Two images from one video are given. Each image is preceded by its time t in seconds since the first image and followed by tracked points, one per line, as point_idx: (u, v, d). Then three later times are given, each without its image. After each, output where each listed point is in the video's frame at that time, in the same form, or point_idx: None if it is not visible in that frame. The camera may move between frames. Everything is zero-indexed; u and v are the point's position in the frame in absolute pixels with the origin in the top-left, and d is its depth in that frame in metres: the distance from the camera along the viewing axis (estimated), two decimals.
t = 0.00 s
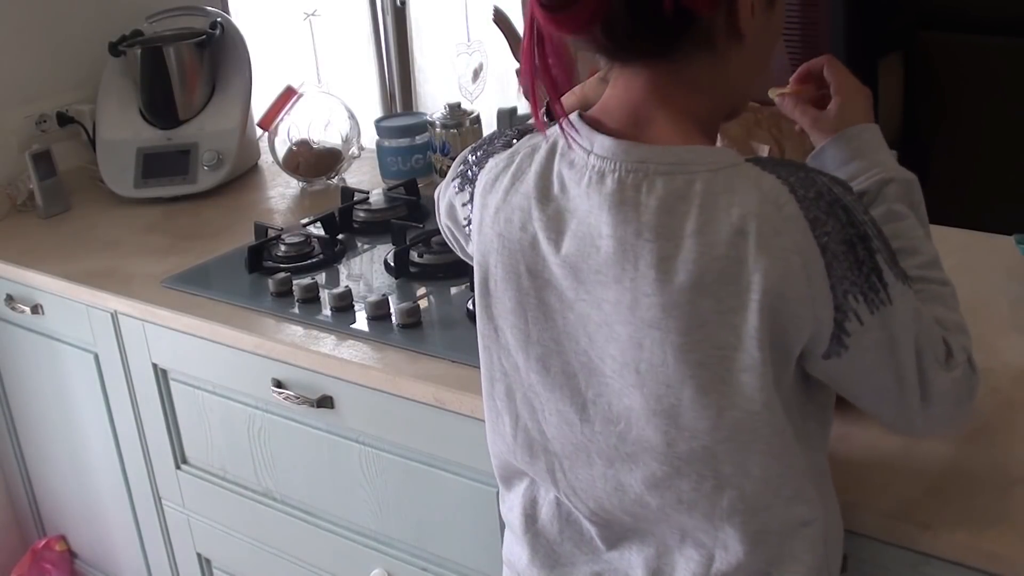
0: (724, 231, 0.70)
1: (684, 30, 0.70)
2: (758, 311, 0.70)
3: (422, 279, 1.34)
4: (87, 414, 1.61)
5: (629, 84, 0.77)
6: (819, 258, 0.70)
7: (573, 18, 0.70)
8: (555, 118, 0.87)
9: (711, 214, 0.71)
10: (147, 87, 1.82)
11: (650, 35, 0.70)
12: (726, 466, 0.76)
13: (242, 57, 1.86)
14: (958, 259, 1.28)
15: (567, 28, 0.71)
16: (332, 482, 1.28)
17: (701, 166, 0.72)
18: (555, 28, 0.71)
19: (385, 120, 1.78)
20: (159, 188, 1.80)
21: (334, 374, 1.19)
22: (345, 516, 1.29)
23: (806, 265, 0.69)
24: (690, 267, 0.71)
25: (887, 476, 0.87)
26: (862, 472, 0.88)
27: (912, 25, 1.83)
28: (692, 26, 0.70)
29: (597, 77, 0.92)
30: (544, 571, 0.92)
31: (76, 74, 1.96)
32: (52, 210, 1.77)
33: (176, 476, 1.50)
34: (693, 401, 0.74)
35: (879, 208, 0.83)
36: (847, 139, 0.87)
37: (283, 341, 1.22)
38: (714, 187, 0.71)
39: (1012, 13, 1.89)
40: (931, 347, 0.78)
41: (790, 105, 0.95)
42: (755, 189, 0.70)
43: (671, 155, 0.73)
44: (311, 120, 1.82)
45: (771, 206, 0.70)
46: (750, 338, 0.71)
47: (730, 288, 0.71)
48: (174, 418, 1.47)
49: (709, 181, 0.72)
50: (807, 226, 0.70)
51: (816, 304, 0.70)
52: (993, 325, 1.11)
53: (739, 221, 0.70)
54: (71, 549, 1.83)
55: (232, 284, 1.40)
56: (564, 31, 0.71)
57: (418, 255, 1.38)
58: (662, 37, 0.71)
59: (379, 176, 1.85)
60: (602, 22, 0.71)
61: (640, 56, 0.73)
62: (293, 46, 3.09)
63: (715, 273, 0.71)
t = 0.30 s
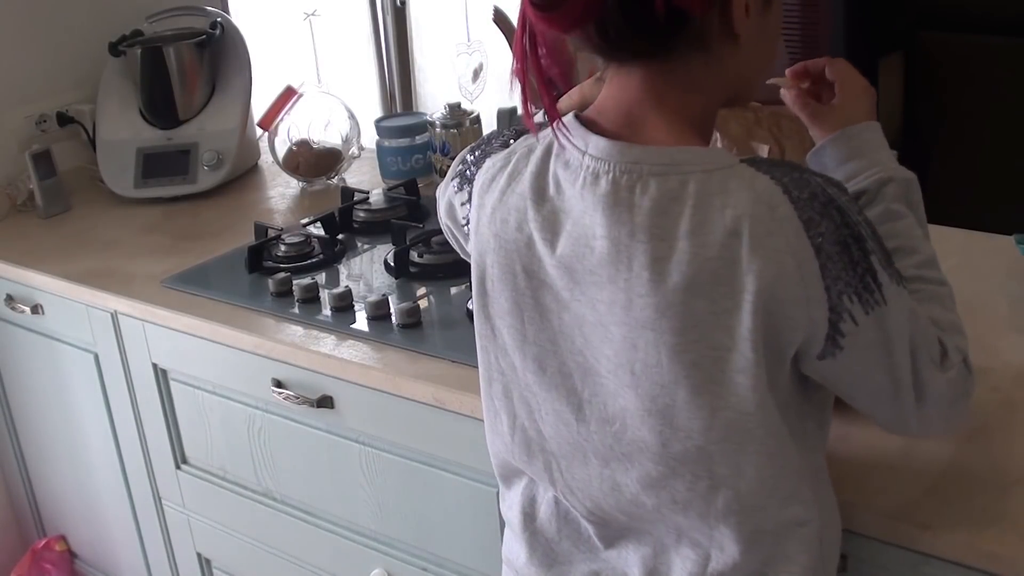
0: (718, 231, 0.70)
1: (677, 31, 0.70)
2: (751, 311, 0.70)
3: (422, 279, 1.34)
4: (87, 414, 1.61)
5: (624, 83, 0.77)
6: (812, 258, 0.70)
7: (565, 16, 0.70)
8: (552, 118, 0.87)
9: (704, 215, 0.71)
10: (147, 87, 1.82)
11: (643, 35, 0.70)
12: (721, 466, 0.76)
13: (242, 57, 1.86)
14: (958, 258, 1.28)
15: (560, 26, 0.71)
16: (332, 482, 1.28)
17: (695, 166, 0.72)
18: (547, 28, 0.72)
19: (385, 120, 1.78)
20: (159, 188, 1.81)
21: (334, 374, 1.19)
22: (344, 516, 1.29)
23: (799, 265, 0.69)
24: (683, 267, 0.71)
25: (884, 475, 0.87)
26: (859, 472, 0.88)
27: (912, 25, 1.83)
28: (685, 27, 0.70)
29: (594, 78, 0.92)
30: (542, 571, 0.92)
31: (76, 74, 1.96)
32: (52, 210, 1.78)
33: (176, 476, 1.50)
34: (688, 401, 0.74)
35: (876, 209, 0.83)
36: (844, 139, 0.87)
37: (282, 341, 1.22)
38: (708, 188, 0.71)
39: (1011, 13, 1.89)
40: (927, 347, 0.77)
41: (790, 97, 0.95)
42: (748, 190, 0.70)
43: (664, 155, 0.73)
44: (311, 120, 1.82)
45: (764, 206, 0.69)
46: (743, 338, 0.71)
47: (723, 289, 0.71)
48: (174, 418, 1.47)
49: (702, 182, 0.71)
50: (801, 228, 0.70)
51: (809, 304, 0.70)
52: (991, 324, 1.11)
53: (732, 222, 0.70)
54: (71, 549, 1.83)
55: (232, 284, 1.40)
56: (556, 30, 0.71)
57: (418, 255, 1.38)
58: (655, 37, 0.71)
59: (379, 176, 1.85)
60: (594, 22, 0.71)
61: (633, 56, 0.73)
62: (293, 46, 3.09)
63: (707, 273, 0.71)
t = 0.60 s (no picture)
0: (717, 230, 0.70)
1: (679, 33, 0.70)
2: (751, 311, 0.70)
3: (422, 279, 1.34)
4: (87, 414, 1.61)
5: (623, 84, 0.77)
6: (811, 258, 0.70)
7: (566, 19, 0.70)
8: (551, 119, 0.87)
9: (704, 215, 0.71)
10: (147, 86, 1.82)
11: (644, 37, 0.70)
12: (721, 466, 0.76)
13: (242, 56, 1.86)
14: (958, 258, 1.28)
15: (561, 29, 0.71)
16: (331, 482, 1.28)
17: (694, 166, 0.72)
18: (546, 28, 0.72)
19: (385, 120, 1.78)
20: (159, 188, 1.81)
21: (334, 374, 1.19)
22: (344, 517, 1.29)
23: (798, 265, 0.69)
24: (682, 267, 0.71)
25: (883, 475, 0.87)
26: (859, 472, 0.88)
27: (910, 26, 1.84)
28: (686, 29, 0.70)
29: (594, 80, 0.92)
30: (541, 571, 0.92)
31: (76, 75, 1.96)
32: (51, 210, 1.78)
33: (176, 476, 1.50)
34: (687, 401, 0.74)
35: (874, 208, 0.83)
36: (843, 140, 0.87)
37: (282, 341, 1.22)
38: (707, 188, 0.71)
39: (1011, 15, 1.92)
40: (925, 347, 0.77)
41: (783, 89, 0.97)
42: (747, 189, 0.70)
43: (664, 155, 0.73)
44: (311, 120, 1.82)
45: (764, 206, 0.69)
46: (742, 338, 0.71)
47: (723, 288, 0.71)
48: (174, 418, 1.47)
49: (701, 182, 0.71)
50: (800, 227, 0.70)
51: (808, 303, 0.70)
52: (989, 324, 1.11)
53: (732, 222, 0.70)
54: (71, 549, 1.83)
55: (232, 284, 1.40)
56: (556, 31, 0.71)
57: (418, 255, 1.38)
58: (655, 39, 0.71)
59: (379, 176, 1.85)
60: (593, 23, 0.71)
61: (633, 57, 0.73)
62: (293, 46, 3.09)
63: (707, 273, 0.71)
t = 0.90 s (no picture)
0: (722, 230, 0.70)
1: (685, 35, 0.70)
2: (756, 310, 0.70)
3: (422, 279, 1.34)
4: (87, 413, 1.61)
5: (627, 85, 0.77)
6: (817, 257, 0.70)
7: (573, 26, 0.70)
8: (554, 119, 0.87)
9: (709, 214, 0.71)
10: (147, 86, 1.82)
11: (650, 40, 0.70)
12: (724, 466, 0.76)
13: (242, 57, 1.86)
14: (959, 258, 1.28)
15: (567, 36, 0.71)
16: (332, 482, 1.29)
17: (700, 165, 0.72)
18: (551, 34, 0.71)
19: (385, 120, 1.78)
20: (159, 188, 1.81)
21: (334, 374, 1.19)
22: (345, 517, 1.29)
23: (803, 264, 0.69)
24: (687, 266, 0.71)
25: (885, 475, 0.87)
26: (860, 472, 0.88)
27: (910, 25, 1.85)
28: (691, 31, 0.70)
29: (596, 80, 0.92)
30: (543, 571, 0.92)
31: (76, 74, 1.96)
32: (52, 210, 1.78)
33: (177, 476, 1.50)
34: (691, 400, 0.74)
35: (874, 207, 0.84)
36: (843, 139, 0.87)
37: (283, 341, 1.22)
38: (711, 187, 0.71)
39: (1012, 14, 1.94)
40: (926, 346, 0.78)
41: (779, 86, 0.98)
42: (753, 188, 0.70)
43: (669, 155, 0.73)
44: (311, 120, 1.82)
45: (769, 205, 0.70)
46: (747, 338, 0.71)
47: (728, 287, 0.71)
48: (175, 418, 1.47)
49: (707, 181, 0.72)
50: (805, 226, 0.70)
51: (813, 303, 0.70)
52: (988, 324, 1.11)
53: (738, 222, 0.70)
54: (71, 549, 1.83)
55: (232, 285, 1.40)
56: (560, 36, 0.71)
57: (417, 255, 1.38)
58: (660, 41, 0.71)
59: (379, 176, 1.85)
60: (598, 28, 0.71)
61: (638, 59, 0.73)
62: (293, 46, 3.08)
63: (712, 272, 0.71)
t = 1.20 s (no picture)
0: (726, 232, 0.70)
1: (688, 34, 0.70)
2: (760, 312, 0.70)
3: (422, 279, 1.34)
4: (87, 414, 1.60)
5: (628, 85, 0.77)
6: (821, 261, 0.70)
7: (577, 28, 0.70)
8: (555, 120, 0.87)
9: (713, 216, 0.71)
10: (147, 86, 1.82)
11: (653, 40, 0.70)
12: (728, 467, 0.76)
13: (242, 57, 1.86)
14: (958, 258, 1.28)
15: (570, 38, 0.71)
16: (332, 482, 1.29)
17: (704, 167, 0.72)
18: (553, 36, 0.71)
19: (385, 120, 1.78)
20: (159, 188, 1.81)
21: (335, 374, 1.19)
22: (345, 517, 1.29)
23: (807, 266, 0.69)
24: (691, 268, 0.71)
25: (886, 476, 0.87)
26: (862, 472, 0.88)
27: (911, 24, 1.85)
28: (694, 30, 0.70)
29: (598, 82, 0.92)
30: (544, 571, 0.92)
31: (76, 74, 1.96)
32: (52, 210, 1.77)
33: (177, 476, 1.50)
34: (695, 401, 0.74)
35: (877, 210, 0.84)
36: (846, 141, 0.87)
37: (284, 341, 1.22)
38: (716, 189, 0.71)
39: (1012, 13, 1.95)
40: (927, 347, 0.78)
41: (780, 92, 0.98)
42: (757, 191, 0.70)
43: (672, 156, 0.73)
44: (311, 120, 1.82)
45: (774, 207, 0.70)
46: (750, 339, 0.71)
47: (733, 289, 0.71)
48: (175, 418, 1.47)
49: (711, 182, 0.72)
50: (809, 228, 0.70)
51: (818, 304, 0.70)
52: (989, 324, 1.11)
53: (742, 224, 0.70)
54: (71, 549, 1.83)
55: (233, 284, 1.40)
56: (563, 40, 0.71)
57: (418, 255, 1.38)
58: (663, 41, 0.71)
59: (379, 176, 1.85)
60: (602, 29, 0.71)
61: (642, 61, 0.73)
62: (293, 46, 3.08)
63: (717, 274, 0.71)
